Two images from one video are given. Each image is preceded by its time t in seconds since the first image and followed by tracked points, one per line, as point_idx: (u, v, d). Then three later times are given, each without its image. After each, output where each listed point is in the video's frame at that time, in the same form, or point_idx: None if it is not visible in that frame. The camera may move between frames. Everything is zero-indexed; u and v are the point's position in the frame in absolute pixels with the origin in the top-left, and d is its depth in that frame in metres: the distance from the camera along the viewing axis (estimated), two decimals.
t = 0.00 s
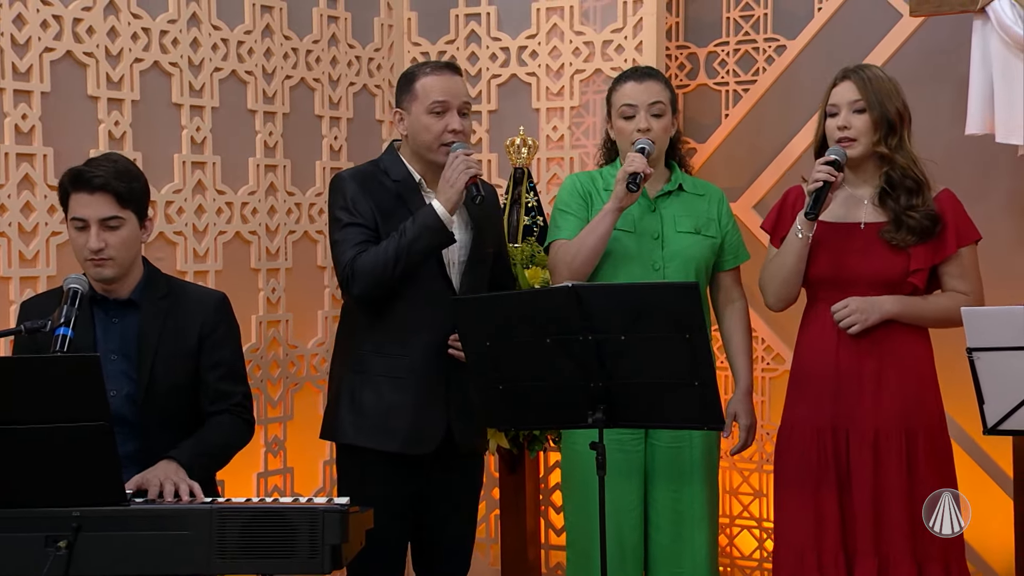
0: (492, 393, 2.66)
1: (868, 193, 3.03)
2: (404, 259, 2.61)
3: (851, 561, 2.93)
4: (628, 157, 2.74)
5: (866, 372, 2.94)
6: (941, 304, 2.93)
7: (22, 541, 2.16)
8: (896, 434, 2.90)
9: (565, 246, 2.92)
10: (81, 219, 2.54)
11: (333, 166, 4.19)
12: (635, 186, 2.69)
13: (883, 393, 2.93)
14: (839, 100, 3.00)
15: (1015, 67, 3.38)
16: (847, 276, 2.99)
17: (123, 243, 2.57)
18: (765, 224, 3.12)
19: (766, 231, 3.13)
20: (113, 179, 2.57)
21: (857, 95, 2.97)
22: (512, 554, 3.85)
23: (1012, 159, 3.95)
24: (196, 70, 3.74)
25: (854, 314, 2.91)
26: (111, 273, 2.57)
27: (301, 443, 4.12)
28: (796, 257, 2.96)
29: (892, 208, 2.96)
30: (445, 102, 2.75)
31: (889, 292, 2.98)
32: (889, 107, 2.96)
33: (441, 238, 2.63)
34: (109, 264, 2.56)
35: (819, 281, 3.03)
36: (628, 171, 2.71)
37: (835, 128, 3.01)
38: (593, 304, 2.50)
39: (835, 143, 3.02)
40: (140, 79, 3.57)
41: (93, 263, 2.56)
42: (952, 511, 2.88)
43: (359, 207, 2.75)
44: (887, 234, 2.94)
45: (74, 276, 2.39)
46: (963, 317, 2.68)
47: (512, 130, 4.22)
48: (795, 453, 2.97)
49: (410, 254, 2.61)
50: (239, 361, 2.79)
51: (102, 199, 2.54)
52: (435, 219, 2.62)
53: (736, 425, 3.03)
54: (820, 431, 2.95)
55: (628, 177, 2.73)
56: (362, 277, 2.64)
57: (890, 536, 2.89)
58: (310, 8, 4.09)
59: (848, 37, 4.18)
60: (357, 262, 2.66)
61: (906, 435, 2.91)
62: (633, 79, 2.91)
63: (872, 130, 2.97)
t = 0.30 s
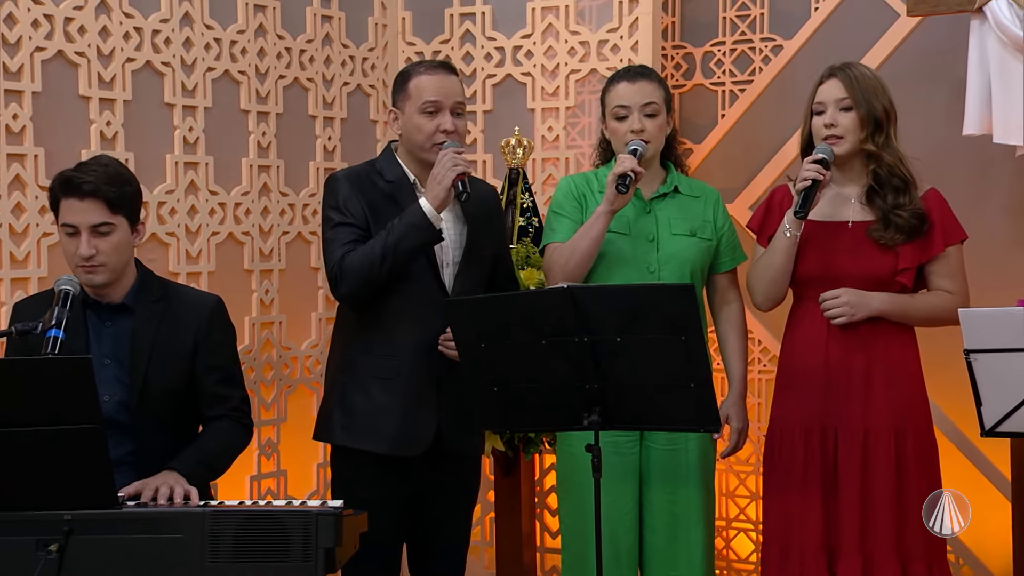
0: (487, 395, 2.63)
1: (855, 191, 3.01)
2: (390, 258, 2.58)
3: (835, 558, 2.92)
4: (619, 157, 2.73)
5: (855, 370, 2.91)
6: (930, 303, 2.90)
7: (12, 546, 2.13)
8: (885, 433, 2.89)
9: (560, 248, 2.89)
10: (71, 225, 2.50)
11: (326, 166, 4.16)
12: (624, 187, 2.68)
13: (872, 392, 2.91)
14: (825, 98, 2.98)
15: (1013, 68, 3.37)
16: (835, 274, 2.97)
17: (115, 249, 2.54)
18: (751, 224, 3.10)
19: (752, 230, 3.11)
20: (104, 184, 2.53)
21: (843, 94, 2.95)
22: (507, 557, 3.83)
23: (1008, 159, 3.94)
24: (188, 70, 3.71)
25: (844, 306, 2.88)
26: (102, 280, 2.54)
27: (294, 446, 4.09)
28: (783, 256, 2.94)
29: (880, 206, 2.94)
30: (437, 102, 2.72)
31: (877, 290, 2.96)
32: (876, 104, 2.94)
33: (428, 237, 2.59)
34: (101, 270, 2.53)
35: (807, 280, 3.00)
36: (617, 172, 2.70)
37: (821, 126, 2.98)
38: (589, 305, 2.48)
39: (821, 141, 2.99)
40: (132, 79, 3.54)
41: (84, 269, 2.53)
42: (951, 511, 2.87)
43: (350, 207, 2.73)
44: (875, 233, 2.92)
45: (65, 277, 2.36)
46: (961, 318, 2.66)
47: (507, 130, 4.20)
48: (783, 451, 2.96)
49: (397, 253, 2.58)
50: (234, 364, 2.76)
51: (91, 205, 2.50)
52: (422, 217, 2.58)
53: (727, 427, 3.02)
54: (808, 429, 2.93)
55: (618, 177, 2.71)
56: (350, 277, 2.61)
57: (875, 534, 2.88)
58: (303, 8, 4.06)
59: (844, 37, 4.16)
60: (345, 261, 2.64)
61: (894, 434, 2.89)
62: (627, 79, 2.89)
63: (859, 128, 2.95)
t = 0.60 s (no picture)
0: (480, 398, 2.60)
1: (844, 194, 2.98)
2: (385, 259, 2.55)
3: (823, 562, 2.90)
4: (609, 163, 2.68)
5: (844, 374, 2.89)
6: (921, 306, 2.90)
7: None
8: (875, 437, 2.86)
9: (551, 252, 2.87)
10: (64, 219, 2.46)
11: (318, 167, 4.13)
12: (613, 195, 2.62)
13: (862, 396, 2.88)
14: (813, 99, 2.95)
15: (1008, 68, 3.36)
16: (825, 277, 2.94)
17: (108, 245, 2.50)
18: (739, 227, 3.07)
19: (740, 233, 3.08)
20: (100, 179, 2.50)
21: (831, 95, 2.92)
22: (500, 561, 3.80)
23: (1002, 160, 3.92)
24: (179, 70, 3.68)
25: (834, 311, 2.86)
26: (95, 275, 2.50)
27: (285, 449, 4.06)
28: (772, 259, 2.91)
29: (868, 209, 2.91)
30: (429, 103, 2.70)
31: (867, 294, 2.93)
32: (864, 106, 2.92)
33: (422, 236, 2.56)
34: (93, 266, 2.49)
35: (796, 282, 2.98)
36: (606, 179, 2.65)
37: (809, 127, 2.96)
38: (582, 307, 2.46)
39: (810, 143, 2.97)
40: (122, 79, 3.51)
41: (76, 264, 2.49)
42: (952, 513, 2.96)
43: (340, 209, 2.70)
44: (865, 235, 2.90)
45: (54, 279, 2.32)
46: (956, 321, 2.64)
47: (500, 131, 4.17)
48: (771, 455, 2.93)
49: (391, 254, 2.56)
50: (226, 367, 2.73)
51: (87, 199, 2.48)
52: (417, 218, 2.56)
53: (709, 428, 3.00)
54: (797, 433, 2.91)
55: (607, 185, 2.66)
56: (344, 278, 2.58)
57: (863, 538, 2.85)
58: (295, 8, 4.03)
59: (839, 38, 4.15)
60: (339, 263, 2.61)
61: (884, 438, 2.87)
62: (614, 80, 2.86)
63: (847, 129, 2.92)
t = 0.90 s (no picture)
0: (471, 401, 2.56)
1: (833, 196, 2.96)
2: (386, 260, 2.53)
3: (816, 566, 2.86)
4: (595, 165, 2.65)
5: (834, 375, 2.87)
6: (909, 309, 2.87)
7: None
8: (866, 439, 2.83)
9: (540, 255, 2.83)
10: (62, 213, 2.44)
11: (308, 169, 4.09)
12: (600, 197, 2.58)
13: (853, 399, 2.86)
14: (802, 100, 2.93)
15: (1002, 69, 3.35)
16: (815, 278, 2.91)
17: (104, 241, 2.47)
18: (727, 228, 3.04)
19: (729, 234, 3.05)
20: (99, 174, 2.48)
21: (821, 96, 2.90)
22: (492, 566, 3.77)
23: (996, 162, 3.92)
24: (167, 71, 3.65)
25: (826, 313, 2.83)
26: (88, 271, 2.45)
27: (274, 454, 4.02)
28: (761, 261, 2.89)
29: (858, 211, 2.89)
30: (415, 102, 2.68)
31: (857, 296, 2.91)
32: (854, 107, 2.90)
33: (423, 235, 2.55)
34: (88, 260, 2.45)
35: (785, 284, 2.95)
36: (594, 181, 2.62)
37: (799, 129, 2.93)
38: (575, 308, 2.44)
39: (799, 145, 2.94)
40: (109, 80, 3.47)
41: (71, 259, 2.44)
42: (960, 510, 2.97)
43: (330, 211, 2.66)
44: (855, 238, 2.88)
45: (40, 281, 2.29)
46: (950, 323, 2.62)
47: (492, 133, 4.14)
48: (762, 457, 2.90)
49: (393, 254, 2.53)
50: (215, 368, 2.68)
51: (86, 193, 2.45)
52: (418, 217, 2.55)
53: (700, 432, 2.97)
54: (788, 435, 2.88)
55: (594, 187, 2.63)
56: (345, 279, 2.55)
57: (856, 542, 2.82)
58: (284, 8, 3.99)
59: (833, 39, 4.13)
60: (339, 263, 2.57)
61: (875, 441, 2.84)
62: (600, 81, 2.84)
63: (837, 131, 2.90)
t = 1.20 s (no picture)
0: (463, 406, 2.53)
1: (824, 200, 2.93)
2: (378, 263, 2.51)
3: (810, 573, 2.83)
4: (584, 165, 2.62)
5: (826, 380, 2.84)
6: (901, 313, 2.84)
7: None
8: (859, 445, 2.81)
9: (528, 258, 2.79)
10: (57, 213, 2.39)
11: (297, 171, 4.05)
12: (588, 197, 2.57)
13: (844, 404, 2.83)
14: (793, 102, 2.89)
15: (998, 70, 3.34)
16: (806, 283, 2.88)
17: (98, 243, 2.42)
18: (718, 232, 3.00)
19: (720, 237, 3.00)
20: (95, 175, 2.44)
21: (812, 98, 2.86)
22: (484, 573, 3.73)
23: (990, 164, 3.90)
24: (155, 72, 3.60)
25: (818, 319, 2.80)
26: (81, 273, 2.41)
27: (263, 459, 3.97)
28: (752, 265, 2.85)
29: (850, 215, 2.86)
30: (394, 103, 2.65)
31: (849, 300, 2.87)
32: (845, 109, 2.86)
33: (413, 237, 2.53)
34: (80, 262, 2.40)
35: (776, 288, 2.91)
36: (582, 182, 2.59)
37: (790, 131, 2.89)
38: (568, 313, 2.40)
39: (790, 147, 2.90)
40: (96, 82, 3.43)
41: (64, 260, 2.40)
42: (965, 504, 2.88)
43: (313, 216, 2.62)
44: (846, 241, 2.84)
45: (27, 285, 2.24)
46: (945, 328, 2.60)
47: (484, 135, 4.11)
48: (755, 462, 2.87)
49: (384, 258, 2.51)
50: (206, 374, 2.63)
51: (82, 195, 2.41)
52: (406, 219, 2.54)
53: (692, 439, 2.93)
54: (781, 440, 2.85)
55: (582, 187, 2.60)
56: (336, 286, 2.51)
57: (850, 548, 2.80)
58: (274, 8, 3.95)
59: (827, 40, 4.11)
60: (328, 270, 2.53)
61: (868, 446, 2.81)
62: (587, 82, 2.80)
63: (828, 133, 2.86)
